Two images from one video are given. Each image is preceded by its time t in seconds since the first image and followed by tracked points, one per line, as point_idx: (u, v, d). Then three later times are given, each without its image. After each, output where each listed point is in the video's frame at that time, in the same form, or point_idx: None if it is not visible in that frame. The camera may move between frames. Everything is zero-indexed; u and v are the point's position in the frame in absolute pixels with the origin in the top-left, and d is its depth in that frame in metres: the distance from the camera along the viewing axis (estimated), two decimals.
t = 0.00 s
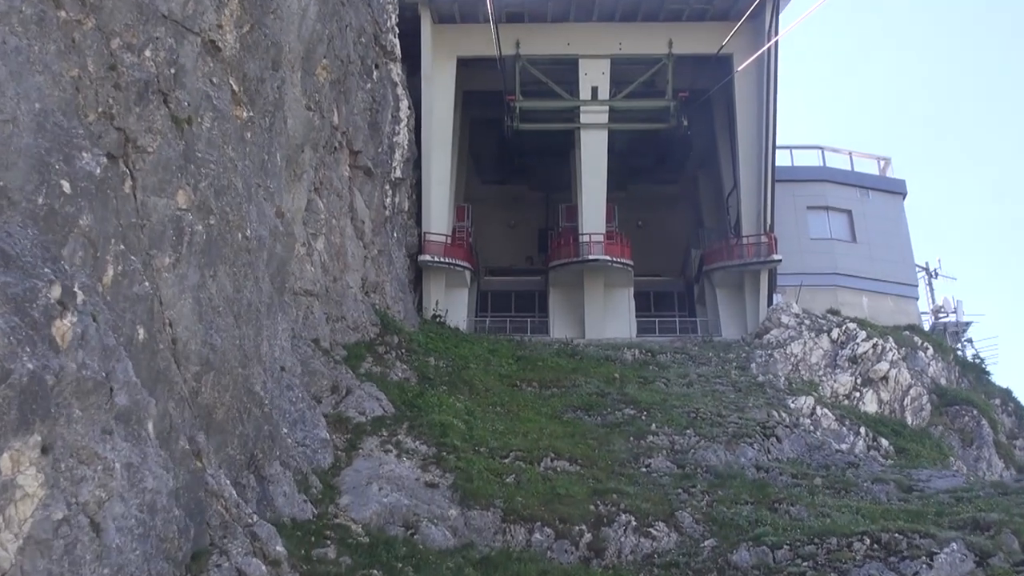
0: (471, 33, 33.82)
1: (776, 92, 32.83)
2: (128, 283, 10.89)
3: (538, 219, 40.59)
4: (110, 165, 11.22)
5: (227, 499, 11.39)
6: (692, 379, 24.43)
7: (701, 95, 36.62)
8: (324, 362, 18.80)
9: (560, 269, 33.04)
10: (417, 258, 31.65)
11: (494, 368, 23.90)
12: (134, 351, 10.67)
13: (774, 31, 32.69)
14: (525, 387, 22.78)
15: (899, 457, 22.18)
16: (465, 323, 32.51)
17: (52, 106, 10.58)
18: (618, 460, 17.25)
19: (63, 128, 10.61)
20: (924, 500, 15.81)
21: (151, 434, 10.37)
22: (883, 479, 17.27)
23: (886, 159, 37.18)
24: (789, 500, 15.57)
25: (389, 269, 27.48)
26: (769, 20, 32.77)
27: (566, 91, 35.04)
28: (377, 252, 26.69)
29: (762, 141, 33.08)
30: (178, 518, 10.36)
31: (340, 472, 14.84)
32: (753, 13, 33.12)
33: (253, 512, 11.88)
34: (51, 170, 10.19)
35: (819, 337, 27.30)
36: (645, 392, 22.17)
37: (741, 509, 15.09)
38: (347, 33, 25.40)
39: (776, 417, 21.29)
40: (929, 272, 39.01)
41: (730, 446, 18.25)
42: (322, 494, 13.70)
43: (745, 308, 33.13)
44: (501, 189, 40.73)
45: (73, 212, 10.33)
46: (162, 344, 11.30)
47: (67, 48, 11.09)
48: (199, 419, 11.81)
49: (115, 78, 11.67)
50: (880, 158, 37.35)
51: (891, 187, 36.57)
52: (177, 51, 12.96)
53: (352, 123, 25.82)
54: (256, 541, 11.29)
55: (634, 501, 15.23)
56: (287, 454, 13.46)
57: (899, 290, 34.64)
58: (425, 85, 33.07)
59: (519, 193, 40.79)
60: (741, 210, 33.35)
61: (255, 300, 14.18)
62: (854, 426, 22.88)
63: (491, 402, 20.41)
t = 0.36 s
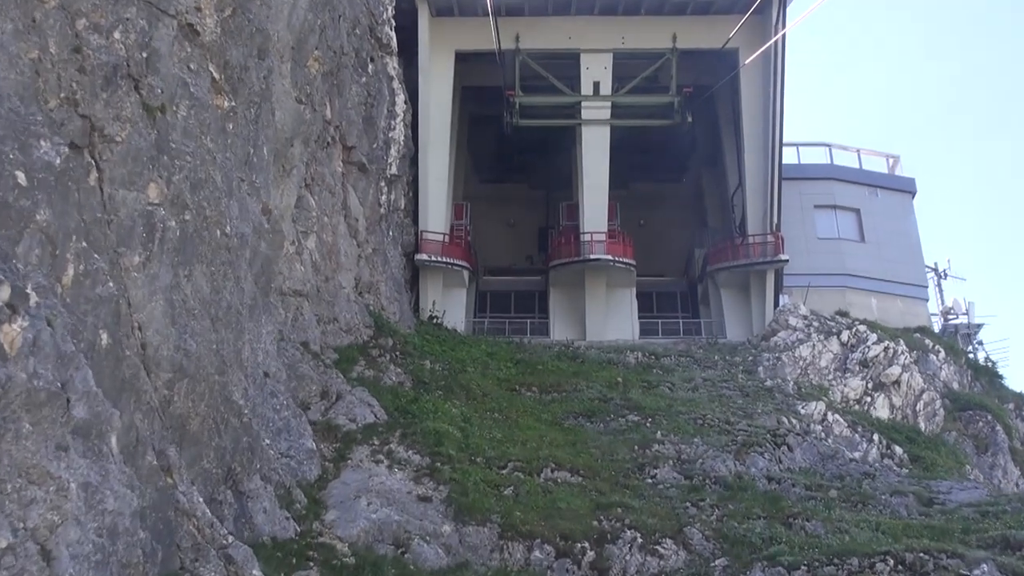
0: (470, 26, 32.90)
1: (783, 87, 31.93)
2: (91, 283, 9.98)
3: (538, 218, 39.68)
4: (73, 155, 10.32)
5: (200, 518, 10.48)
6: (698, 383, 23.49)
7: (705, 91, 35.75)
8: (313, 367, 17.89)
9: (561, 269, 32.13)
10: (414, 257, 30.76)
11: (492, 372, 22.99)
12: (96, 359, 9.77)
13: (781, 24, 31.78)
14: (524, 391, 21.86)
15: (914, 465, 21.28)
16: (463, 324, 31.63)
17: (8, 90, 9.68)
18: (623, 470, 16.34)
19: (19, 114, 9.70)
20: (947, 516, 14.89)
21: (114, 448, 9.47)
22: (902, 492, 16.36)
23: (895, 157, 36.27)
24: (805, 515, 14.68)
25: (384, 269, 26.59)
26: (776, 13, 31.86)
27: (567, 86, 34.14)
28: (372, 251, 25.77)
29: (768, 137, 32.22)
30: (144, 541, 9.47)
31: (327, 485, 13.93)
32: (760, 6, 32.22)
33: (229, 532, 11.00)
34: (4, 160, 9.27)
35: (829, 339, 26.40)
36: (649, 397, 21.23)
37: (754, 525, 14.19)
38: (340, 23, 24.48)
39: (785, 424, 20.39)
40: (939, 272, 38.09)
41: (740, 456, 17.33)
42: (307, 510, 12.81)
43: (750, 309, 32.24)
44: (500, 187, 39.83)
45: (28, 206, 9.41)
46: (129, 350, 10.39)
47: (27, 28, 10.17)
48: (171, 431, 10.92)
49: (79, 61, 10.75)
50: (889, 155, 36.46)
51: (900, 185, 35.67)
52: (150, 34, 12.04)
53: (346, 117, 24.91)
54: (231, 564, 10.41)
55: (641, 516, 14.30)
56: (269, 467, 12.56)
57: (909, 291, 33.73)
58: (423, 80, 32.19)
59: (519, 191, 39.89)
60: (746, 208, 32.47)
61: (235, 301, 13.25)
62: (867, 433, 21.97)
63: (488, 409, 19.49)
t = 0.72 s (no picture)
0: (469, 20, 32.00)
1: (792, 81, 31.06)
2: (49, 285, 9.07)
3: (539, 216, 38.79)
4: (31, 144, 9.43)
5: (170, 542, 9.60)
6: (704, 388, 22.60)
7: (710, 87, 34.87)
8: (301, 373, 17.01)
9: (562, 269, 31.26)
10: (411, 256, 29.88)
11: (491, 376, 22.10)
12: (52, 368, 8.89)
13: (789, 17, 30.91)
14: (524, 396, 20.98)
15: (931, 475, 20.39)
16: (461, 326, 30.76)
17: None
18: (628, 482, 15.46)
19: None
20: (974, 536, 14.01)
21: (71, 467, 8.61)
22: (923, 506, 15.51)
23: (905, 154, 35.37)
24: (823, 533, 13.83)
25: (380, 269, 25.72)
26: (784, 6, 30.98)
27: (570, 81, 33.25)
28: (367, 251, 24.89)
29: (776, 134, 31.33)
30: (105, 569, 8.59)
31: (313, 499, 13.06)
32: None
33: (203, 557, 10.11)
34: None
35: (840, 342, 25.52)
36: (654, 403, 20.32)
37: (769, 544, 13.34)
38: (334, 13, 23.59)
39: (797, 432, 19.52)
40: (949, 273, 37.19)
41: (751, 466, 16.44)
42: (291, 528, 11.94)
43: (757, 311, 31.36)
44: (500, 185, 38.92)
45: None
46: (92, 357, 9.50)
47: None
48: (139, 445, 10.04)
49: (40, 41, 9.85)
50: (899, 153, 35.60)
51: (910, 183, 34.77)
52: (120, 14, 11.14)
53: (340, 111, 24.02)
54: None
55: (648, 533, 13.40)
56: (250, 482, 11.67)
57: (920, 293, 32.86)
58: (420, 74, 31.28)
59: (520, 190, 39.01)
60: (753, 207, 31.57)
61: (214, 303, 12.36)
62: (881, 441, 21.09)
63: (486, 415, 18.62)
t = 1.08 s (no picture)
0: (470, 12, 31.14)
1: (800, 76, 30.21)
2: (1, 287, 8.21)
3: (540, 215, 37.94)
4: None
5: (137, 569, 8.76)
6: (712, 394, 21.73)
7: (715, 82, 34.03)
8: (289, 378, 16.16)
9: (564, 269, 30.43)
10: (409, 256, 29.05)
11: (490, 380, 21.24)
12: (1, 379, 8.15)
13: (798, 11, 30.05)
14: (525, 401, 20.12)
15: (949, 484, 19.53)
16: (460, 327, 29.93)
17: None
18: (636, 494, 14.62)
19: None
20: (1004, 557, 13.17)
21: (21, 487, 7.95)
22: (947, 521, 14.69)
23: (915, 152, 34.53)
24: (844, 552, 13.00)
25: (376, 269, 24.89)
26: None
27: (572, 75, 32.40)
28: (362, 250, 24.04)
29: (783, 130, 30.49)
30: None
31: (298, 515, 12.23)
32: None
33: None
34: None
35: (851, 346, 24.67)
36: (660, 409, 19.45)
37: (786, 564, 12.50)
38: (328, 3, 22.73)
39: (809, 441, 18.67)
40: (960, 273, 36.36)
41: (765, 477, 15.58)
42: (273, 548, 11.17)
43: (763, 312, 30.51)
44: (500, 183, 38.09)
45: None
46: (50, 366, 8.64)
47: None
48: (105, 461, 9.21)
49: None
50: (909, 151, 34.74)
51: (920, 181, 33.93)
52: None
53: (335, 105, 23.17)
54: None
55: (657, 552, 12.53)
56: (230, 498, 10.84)
57: (931, 294, 32.03)
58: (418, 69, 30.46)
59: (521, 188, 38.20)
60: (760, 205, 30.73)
61: (192, 305, 11.50)
62: (897, 449, 20.23)
63: (485, 422, 17.77)
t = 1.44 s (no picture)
0: (469, 5, 30.31)
1: (809, 70, 29.36)
2: None
3: (541, 213, 37.10)
4: None
5: None
6: (720, 397, 20.90)
7: (720, 77, 33.18)
8: (278, 383, 15.33)
9: (566, 268, 29.60)
10: (406, 255, 28.22)
11: (490, 383, 20.41)
12: None
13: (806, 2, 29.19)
14: (526, 405, 19.29)
15: (968, 493, 18.70)
16: (459, 328, 29.09)
17: None
18: (645, 506, 13.79)
19: None
20: None
21: None
22: (973, 536, 13.90)
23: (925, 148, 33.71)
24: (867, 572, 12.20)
25: (372, 268, 24.06)
26: None
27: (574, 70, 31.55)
28: (357, 248, 23.21)
29: (791, 126, 29.64)
30: None
31: (284, 532, 11.44)
32: None
33: None
34: None
35: (863, 347, 23.83)
36: (666, 414, 18.60)
37: None
38: None
39: (824, 449, 17.84)
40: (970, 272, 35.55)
41: (780, 487, 14.77)
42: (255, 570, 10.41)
43: (771, 312, 29.67)
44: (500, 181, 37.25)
45: None
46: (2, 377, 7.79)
47: None
48: (65, 481, 8.36)
49: None
50: (919, 147, 33.92)
51: (931, 178, 33.10)
52: None
53: (329, 98, 22.34)
54: None
55: (669, 572, 11.72)
56: (207, 517, 10.03)
57: (943, 294, 31.22)
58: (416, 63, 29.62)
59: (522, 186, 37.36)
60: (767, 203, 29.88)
61: (168, 307, 10.67)
62: (915, 456, 19.40)
63: (485, 429, 16.95)
